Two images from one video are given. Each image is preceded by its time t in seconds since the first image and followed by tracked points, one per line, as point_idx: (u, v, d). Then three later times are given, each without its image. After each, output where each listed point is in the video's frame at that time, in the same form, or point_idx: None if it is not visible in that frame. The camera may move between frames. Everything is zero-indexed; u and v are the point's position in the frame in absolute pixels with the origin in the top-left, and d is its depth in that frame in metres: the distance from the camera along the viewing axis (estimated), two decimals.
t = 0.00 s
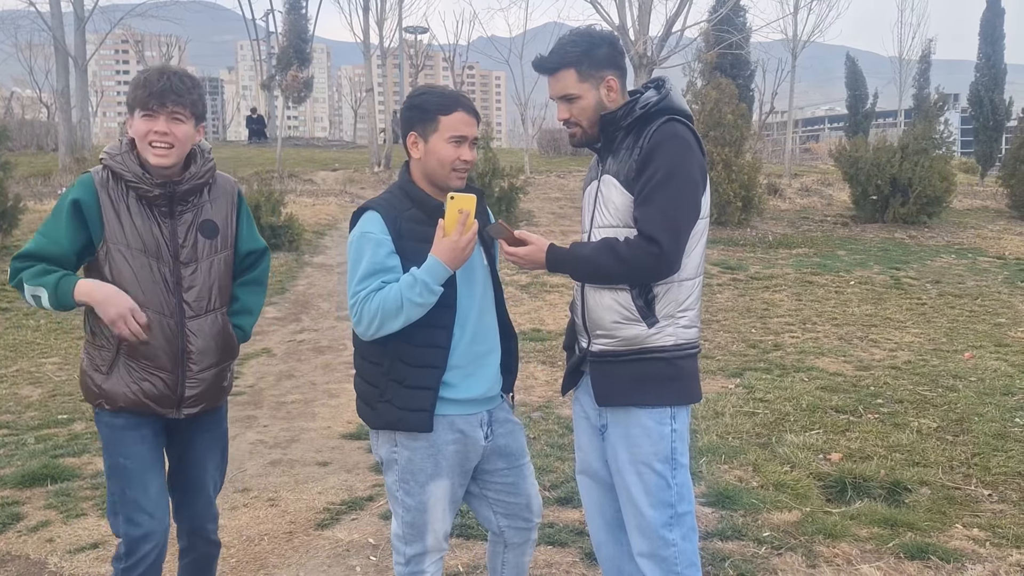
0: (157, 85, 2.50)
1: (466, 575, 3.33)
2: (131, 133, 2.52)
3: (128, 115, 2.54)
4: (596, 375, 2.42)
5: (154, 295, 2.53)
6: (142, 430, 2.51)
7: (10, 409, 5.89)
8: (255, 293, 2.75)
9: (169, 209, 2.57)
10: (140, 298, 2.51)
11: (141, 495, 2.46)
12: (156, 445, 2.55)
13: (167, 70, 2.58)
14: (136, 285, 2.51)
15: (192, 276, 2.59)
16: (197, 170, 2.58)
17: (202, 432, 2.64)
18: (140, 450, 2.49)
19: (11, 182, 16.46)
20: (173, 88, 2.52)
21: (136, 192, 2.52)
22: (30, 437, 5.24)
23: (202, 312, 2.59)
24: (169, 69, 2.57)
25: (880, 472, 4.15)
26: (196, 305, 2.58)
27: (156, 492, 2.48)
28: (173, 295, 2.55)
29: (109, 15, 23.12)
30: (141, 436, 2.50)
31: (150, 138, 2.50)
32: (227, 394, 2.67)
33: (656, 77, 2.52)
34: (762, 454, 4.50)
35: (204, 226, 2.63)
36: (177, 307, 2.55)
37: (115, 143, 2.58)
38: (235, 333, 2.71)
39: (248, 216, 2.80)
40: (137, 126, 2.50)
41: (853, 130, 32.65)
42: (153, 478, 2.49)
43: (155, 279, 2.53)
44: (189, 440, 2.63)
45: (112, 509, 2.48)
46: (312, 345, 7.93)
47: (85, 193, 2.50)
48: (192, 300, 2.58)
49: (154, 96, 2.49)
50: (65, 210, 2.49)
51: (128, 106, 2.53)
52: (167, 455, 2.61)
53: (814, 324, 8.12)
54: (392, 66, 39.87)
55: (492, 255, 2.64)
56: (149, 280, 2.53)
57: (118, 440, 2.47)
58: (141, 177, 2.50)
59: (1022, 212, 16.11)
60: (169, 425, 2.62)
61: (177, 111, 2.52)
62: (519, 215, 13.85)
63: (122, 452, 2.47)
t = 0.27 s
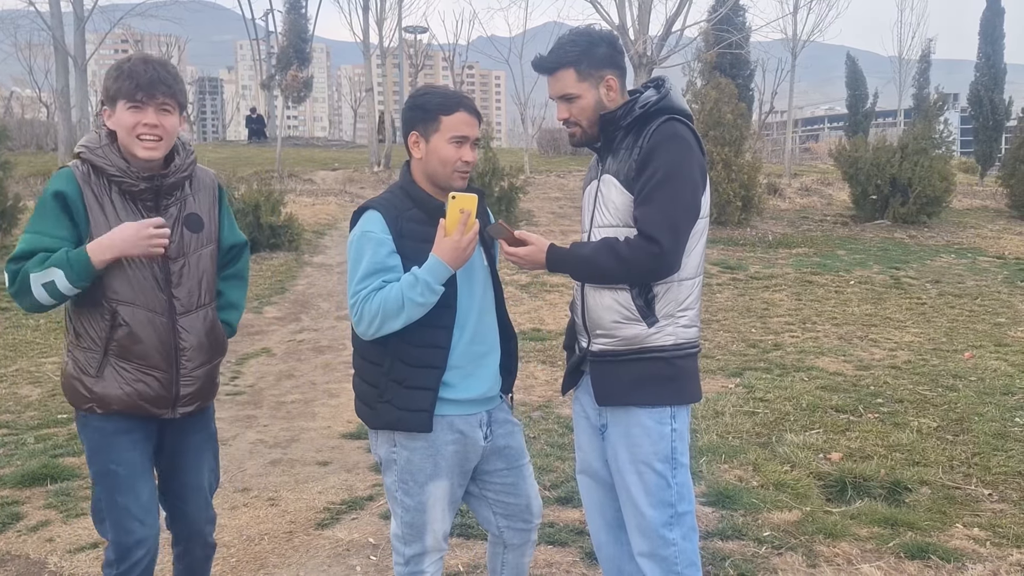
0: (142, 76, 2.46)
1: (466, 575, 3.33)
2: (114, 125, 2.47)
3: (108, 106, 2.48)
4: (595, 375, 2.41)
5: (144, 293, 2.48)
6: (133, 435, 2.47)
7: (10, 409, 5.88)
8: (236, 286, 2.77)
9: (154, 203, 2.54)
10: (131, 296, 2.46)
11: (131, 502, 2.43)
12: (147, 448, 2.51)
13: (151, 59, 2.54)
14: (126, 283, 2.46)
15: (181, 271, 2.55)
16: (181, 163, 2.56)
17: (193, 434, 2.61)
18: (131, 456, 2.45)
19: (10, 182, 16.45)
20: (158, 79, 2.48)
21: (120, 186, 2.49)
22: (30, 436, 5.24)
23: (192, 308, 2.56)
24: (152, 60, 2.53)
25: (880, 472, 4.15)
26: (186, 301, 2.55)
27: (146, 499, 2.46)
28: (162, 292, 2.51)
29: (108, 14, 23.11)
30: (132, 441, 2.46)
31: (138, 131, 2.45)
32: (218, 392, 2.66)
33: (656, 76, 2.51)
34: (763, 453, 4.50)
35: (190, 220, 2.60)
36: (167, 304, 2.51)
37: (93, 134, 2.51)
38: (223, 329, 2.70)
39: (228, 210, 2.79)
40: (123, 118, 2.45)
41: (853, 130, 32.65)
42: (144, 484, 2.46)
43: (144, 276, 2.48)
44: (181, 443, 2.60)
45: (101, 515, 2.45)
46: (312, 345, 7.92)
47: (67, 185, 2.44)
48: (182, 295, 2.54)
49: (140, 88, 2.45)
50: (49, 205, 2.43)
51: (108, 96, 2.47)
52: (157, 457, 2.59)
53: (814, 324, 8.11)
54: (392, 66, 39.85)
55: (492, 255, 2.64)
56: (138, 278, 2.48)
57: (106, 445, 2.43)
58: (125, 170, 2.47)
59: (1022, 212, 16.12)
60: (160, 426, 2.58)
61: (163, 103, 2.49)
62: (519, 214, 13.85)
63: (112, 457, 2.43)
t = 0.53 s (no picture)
0: (137, 71, 2.45)
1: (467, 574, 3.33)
2: (109, 120, 2.45)
3: (100, 100, 2.45)
4: (596, 375, 2.42)
5: (143, 291, 2.46)
6: (132, 439, 2.45)
7: (10, 408, 5.88)
8: (226, 283, 2.82)
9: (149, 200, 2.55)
10: (132, 295, 2.44)
11: (129, 505, 2.43)
12: (146, 453, 2.50)
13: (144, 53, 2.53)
14: (127, 282, 2.43)
15: (179, 269, 2.55)
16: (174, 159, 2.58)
17: (191, 436, 2.62)
18: (130, 461, 2.44)
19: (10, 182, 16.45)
20: (154, 75, 2.47)
21: (116, 181, 2.49)
22: (30, 436, 5.24)
23: (190, 306, 2.56)
24: (145, 53, 2.51)
25: (880, 472, 4.15)
26: (184, 299, 2.55)
27: (143, 504, 2.46)
28: (161, 290, 2.50)
29: (108, 14, 23.11)
30: (131, 445, 2.45)
31: (136, 126, 2.45)
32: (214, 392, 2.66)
33: (657, 76, 2.52)
34: (763, 453, 4.51)
35: (183, 217, 2.60)
36: (166, 302, 2.50)
37: (83, 127, 2.49)
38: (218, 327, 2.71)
39: (213, 207, 2.80)
40: (120, 112, 2.43)
41: (852, 130, 32.66)
42: (142, 489, 2.46)
43: (144, 274, 2.47)
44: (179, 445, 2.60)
45: (99, 518, 2.44)
46: (312, 345, 7.92)
47: (61, 177, 2.42)
48: (180, 293, 2.54)
49: (136, 84, 2.44)
50: (48, 198, 2.39)
51: (101, 90, 2.44)
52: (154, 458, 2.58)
53: (814, 324, 8.12)
54: (392, 66, 39.85)
55: (492, 255, 2.64)
56: (138, 276, 2.46)
57: (104, 449, 2.41)
58: (121, 165, 2.49)
59: (1021, 212, 16.13)
60: (159, 428, 2.57)
61: (159, 97, 2.49)
62: (518, 214, 13.86)
63: (111, 461, 2.42)
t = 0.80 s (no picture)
0: (151, 70, 2.44)
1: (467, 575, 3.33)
2: (121, 119, 2.44)
3: (112, 97, 2.44)
4: (597, 375, 2.41)
5: (153, 291, 2.46)
6: (137, 440, 2.45)
7: (10, 408, 5.88)
8: (227, 283, 2.83)
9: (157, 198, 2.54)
10: (141, 295, 2.43)
11: (133, 507, 2.43)
12: (150, 454, 2.50)
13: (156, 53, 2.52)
14: (137, 281, 2.43)
15: (188, 269, 2.55)
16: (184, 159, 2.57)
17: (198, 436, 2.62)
18: (135, 461, 2.44)
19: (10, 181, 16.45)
20: (167, 76, 2.47)
21: (126, 179, 2.48)
22: (30, 436, 5.23)
23: (198, 306, 2.56)
24: (158, 53, 2.51)
25: (881, 472, 4.14)
26: (192, 299, 2.55)
27: (147, 505, 2.46)
28: (170, 291, 2.50)
29: (108, 14, 23.10)
30: (136, 446, 2.45)
31: (149, 126, 2.45)
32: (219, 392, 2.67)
33: (657, 75, 2.51)
34: (763, 453, 4.50)
35: (191, 216, 2.60)
36: (174, 303, 2.50)
37: (93, 124, 2.48)
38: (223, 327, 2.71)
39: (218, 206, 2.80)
40: (133, 112, 2.42)
41: (852, 130, 32.65)
42: (146, 489, 2.46)
43: (154, 273, 2.46)
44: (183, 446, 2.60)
45: (103, 518, 2.44)
46: (312, 345, 7.92)
47: (73, 173, 2.40)
48: (189, 293, 2.54)
49: (150, 83, 2.43)
50: (61, 194, 2.38)
51: (114, 88, 2.43)
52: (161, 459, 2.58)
53: (814, 324, 8.11)
54: (392, 66, 39.85)
55: (491, 255, 2.63)
56: (148, 276, 2.46)
57: (110, 450, 2.40)
58: (134, 164, 2.48)
59: (1021, 212, 16.12)
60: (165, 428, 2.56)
61: (171, 97, 2.48)
62: (518, 214, 13.85)
63: (117, 462, 2.41)
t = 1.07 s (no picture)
0: (172, 69, 2.45)
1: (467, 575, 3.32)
2: (141, 118, 2.45)
3: (132, 96, 2.44)
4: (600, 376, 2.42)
5: (170, 289, 2.46)
6: (152, 439, 2.46)
7: (9, 408, 5.88)
8: (249, 283, 2.84)
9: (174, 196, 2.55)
10: (159, 293, 2.44)
11: (145, 506, 2.43)
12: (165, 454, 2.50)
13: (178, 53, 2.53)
14: (155, 279, 2.44)
15: (206, 267, 2.56)
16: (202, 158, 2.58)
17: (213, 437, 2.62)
18: (149, 460, 2.44)
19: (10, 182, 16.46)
20: (188, 74, 2.47)
21: (145, 177, 2.49)
22: (29, 436, 5.23)
23: (215, 305, 2.57)
24: (180, 53, 2.51)
25: (881, 472, 4.15)
26: (210, 298, 2.56)
27: (160, 504, 2.45)
28: (188, 289, 2.51)
29: (108, 14, 23.10)
30: (151, 445, 2.45)
31: (169, 125, 2.46)
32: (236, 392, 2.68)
33: (654, 76, 2.51)
34: (763, 453, 4.50)
35: (210, 215, 2.60)
36: (192, 302, 2.51)
37: (113, 124, 2.49)
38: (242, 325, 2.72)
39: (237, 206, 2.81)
40: (153, 111, 2.44)
41: (852, 130, 32.65)
42: (160, 489, 2.46)
43: (172, 271, 2.47)
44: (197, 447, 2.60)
45: (115, 517, 2.43)
46: (311, 345, 7.92)
47: (92, 171, 2.41)
48: (207, 292, 2.55)
49: (170, 83, 2.44)
50: (80, 192, 2.38)
51: (133, 87, 2.44)
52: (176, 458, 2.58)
53: (814, 324, 8.11)
54: (391, 66, 39.86)
55: (491, 254, 2.63)
56: (166, 275, 2.46)
57: (125, 448, 2.41)
58: (153, 162, 2.48)
59: (1021, 212, 16.12)
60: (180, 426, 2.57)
61: (191, 96, 2.49)
62: (518, 214, 13.85)
63: (131, 460, 2.41)
